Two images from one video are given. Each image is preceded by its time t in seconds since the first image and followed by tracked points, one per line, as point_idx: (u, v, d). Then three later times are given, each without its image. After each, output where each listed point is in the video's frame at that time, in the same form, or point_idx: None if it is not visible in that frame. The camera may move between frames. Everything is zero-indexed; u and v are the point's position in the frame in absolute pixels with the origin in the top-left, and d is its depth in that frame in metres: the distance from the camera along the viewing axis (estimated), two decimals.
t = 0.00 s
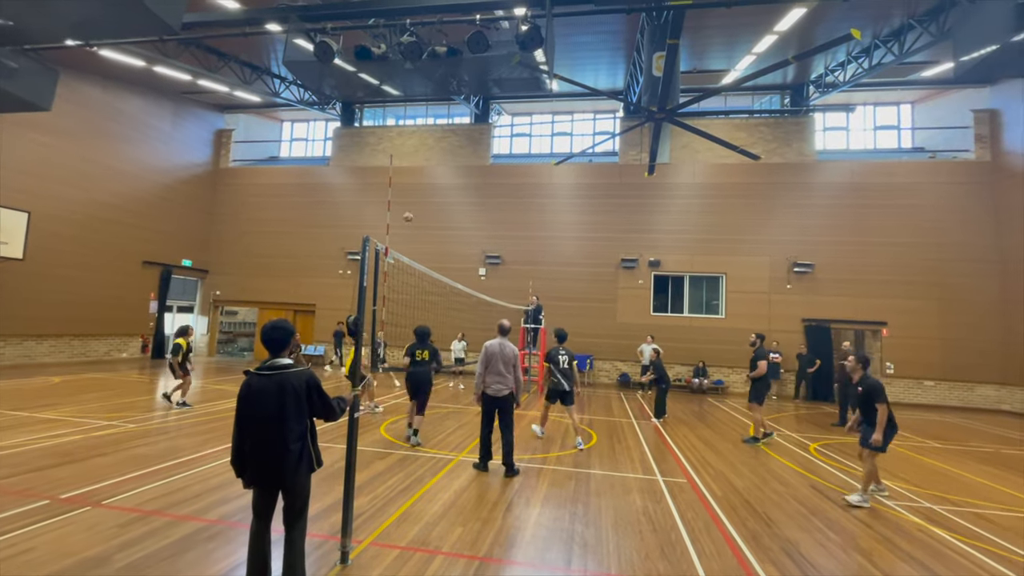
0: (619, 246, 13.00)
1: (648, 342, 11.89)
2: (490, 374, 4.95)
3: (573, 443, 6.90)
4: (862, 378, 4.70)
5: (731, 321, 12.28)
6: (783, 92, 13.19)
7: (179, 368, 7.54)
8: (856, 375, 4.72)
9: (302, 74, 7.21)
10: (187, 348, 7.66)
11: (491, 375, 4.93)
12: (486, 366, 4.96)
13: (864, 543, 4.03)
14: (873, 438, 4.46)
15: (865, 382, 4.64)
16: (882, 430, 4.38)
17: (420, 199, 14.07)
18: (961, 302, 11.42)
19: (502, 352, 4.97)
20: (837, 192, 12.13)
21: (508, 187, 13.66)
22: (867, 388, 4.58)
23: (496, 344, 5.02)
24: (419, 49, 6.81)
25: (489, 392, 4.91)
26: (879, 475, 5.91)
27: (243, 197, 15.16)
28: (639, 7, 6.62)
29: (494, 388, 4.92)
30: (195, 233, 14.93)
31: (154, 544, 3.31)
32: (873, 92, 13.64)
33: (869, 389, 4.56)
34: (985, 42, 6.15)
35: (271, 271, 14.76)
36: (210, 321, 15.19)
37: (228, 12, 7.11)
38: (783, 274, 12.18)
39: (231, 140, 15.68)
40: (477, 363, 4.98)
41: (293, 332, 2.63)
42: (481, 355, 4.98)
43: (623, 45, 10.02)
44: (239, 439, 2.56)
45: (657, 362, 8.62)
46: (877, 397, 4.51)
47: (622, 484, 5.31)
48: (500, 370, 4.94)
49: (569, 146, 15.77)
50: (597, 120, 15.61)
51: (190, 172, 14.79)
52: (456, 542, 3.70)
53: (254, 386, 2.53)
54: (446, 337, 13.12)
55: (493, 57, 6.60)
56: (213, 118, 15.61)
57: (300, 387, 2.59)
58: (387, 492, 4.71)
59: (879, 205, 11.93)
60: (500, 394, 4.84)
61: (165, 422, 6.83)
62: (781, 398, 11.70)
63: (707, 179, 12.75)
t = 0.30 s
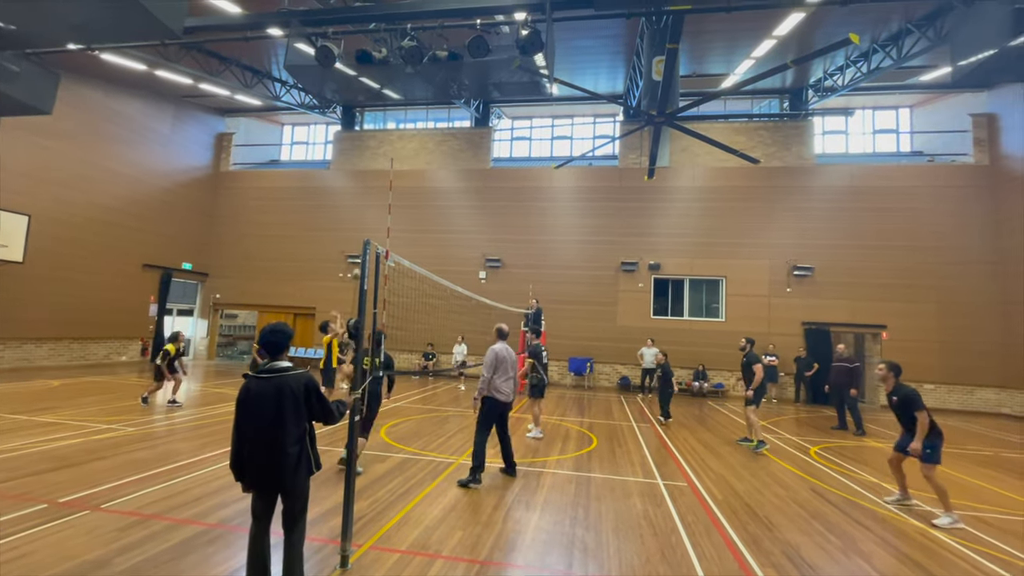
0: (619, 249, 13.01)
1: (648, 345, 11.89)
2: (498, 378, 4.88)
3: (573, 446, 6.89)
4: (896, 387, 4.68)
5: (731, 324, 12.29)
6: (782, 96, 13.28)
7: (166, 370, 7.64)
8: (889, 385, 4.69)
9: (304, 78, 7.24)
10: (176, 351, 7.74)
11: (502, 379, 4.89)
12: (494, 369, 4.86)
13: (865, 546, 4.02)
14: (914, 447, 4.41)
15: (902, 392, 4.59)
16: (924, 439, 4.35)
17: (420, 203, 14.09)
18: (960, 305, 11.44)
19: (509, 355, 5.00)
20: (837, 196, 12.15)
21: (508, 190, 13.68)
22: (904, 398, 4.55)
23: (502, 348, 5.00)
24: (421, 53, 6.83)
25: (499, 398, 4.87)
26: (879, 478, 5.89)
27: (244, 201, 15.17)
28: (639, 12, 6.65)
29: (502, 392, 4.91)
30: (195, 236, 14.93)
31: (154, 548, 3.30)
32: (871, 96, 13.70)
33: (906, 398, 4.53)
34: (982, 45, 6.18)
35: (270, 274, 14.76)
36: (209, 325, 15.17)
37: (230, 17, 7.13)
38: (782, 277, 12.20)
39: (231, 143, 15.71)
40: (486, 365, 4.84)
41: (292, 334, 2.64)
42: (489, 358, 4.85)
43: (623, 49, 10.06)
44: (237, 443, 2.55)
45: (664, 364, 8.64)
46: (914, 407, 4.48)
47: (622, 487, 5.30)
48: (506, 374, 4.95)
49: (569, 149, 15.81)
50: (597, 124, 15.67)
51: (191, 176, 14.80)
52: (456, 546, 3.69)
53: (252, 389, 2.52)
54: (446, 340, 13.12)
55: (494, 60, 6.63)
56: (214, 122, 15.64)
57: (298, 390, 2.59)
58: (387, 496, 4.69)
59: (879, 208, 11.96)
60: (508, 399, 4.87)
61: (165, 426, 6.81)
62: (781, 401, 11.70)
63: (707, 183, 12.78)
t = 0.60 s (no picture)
0: (599, 253, 13.13)
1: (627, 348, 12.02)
2: (459, 384, 4.86)
3: (554, 450, 6.91)
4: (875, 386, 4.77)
5: (708, 327, 12.51)
6: (756, 105, 13.62)
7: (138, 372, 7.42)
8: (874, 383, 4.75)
9: (281, 80, 7.13)
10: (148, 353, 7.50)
11: (464, 385, 4.83)
12: (455, 374, 4.89)
13: (837, 544, 4.12)
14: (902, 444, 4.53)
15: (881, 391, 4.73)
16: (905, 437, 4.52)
17: (400, 206, 13.98)
18: (925, 308, 11.88)
19: (473, 361, 4.92)
20: (809, 202, 12.50)
21: (488, 194, 13.69)
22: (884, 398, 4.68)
23: (467, 354, 4.99)
24: (401, 56, 6.79)
25: (460, 403, 4.80)
26: (850, 477, 6.06)
27: (218, 202, 14.83)
28: (618, 20, 6.73)
29: (466, 398, 4.82)
30: (167, 238, 14.53)
31: (121, 562, 3.18)
32: (840, 106, 14.16)
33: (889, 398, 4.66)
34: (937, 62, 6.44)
35: (246, 278, 14.45)
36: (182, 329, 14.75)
37: (203, 16, 6.98)
38: (757, 280, 12.49)
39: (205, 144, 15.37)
40: (448, 371, 4.94)
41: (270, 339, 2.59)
42: (451, 364, 4.94)
43: (602, 56, 10.20)
44: (212, 450, 2.49)
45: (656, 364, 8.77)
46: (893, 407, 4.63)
47: (602, 490, 5.33)
48: (469, 380, 4.85)
49: (549, 154, 15.94)
50: (576, 129, 15.83)
51: (163, 176, 14.41)
52: (436, 552, 3.65)
53: (227, 395, 2.47)
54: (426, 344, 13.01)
55: (475, 65, 6.63)
56: (187, 121, 15.27)
57: (274, 395, 2.52)
58: (365, 503, 4.63)
59: (848, 214, 12.34)
60: (468, 404, 4.73)
61: (134, 434, 6.59)
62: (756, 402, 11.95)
63: (684, 188, 13.01)
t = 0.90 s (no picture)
0: (562, 255, 13.27)
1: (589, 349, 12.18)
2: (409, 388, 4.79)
3: (517, 452, 6.91)
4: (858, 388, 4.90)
5: (667, 328, 12.84)
6: (711, 113, 14.11)
7: (90, 382, 6.88)
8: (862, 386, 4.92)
9: (230, 73, 6.82)
10: (103, 360, 6.98)
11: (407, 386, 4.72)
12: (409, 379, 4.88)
13: (788, 535, 4.29)
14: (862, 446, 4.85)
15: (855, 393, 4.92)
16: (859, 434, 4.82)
17: (360, 207, 13.68)
18: (866, 308, 12.63)
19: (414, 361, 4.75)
20: (760, 207, 13.05)
21: (451, 196, 13.59)
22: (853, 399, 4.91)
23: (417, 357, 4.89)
24: (360, 52, 6.64)
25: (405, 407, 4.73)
26: (799, 470, 6.35)
27: (166, 200, 14.08)
28: (579, 25, 6.82)
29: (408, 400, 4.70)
30: (108, 237, 13.65)
31: None
32: (788, 116, 14.85)
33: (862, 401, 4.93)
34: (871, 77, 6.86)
35: (198, 280, 13.80)
36: (126, 334, 13.88)
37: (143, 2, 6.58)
38: (712, 282, 12.93)
39: (150, 138, 14.56)
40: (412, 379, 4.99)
41: (221, 346, 2.46)
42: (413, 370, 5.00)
43: (564, 61, 10.32)
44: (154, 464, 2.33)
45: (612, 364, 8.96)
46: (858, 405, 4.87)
47: (565, 491, 5.36)
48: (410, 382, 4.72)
49: (512, 156, 16.00)
50: (539, 132, 15.97)
51: (104, 172, 13.54)
52: (397, 560, 3.58)
53: (170, 404, 2.32)
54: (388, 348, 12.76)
55: (437, 64, 6.58)
56: (131, 114, 14.41)
57: (221, 404, 2.37)
58: (323, 512, 4.48)
59: (797, 219, 12.96)
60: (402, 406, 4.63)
61: (65, 448, 6.12)
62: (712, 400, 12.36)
63: (643, 192, 13.32)
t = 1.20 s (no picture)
0: (519, 257, 13.33)
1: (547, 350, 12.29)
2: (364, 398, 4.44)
3: (475, 455, 6.87)
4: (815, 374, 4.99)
5: (622, 328, 13.13)
6: (663, 119, 14.56)
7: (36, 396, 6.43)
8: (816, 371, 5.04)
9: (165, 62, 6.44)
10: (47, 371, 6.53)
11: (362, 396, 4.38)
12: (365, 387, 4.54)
13: (736, 527, 4.45)
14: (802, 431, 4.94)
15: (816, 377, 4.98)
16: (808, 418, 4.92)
17: (313, 206, 13.25)
18: (806, 308, 13.37)
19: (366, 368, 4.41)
20: (710, 211, 13.57)
21: (408, 196, 13.38)
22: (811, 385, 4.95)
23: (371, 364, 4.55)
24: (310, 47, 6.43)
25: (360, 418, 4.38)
26: (747, 464, 6.62)
27: (99, 197, 13.15)
28: (536, 29, 6.89)
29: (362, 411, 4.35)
30: (31, 236, 12.58)
31: None
32: (735, 125, 15.54)
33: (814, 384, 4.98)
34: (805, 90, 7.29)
35: (137, 282, 12.97)
36: (53, 341, 12.80)
37: None
38: (665, 284, 13.34)
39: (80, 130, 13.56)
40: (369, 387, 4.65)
41: (161, 351, 2.26)
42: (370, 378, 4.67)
43: (520, 63, 10.39)
44: (82, 479, 2.12)
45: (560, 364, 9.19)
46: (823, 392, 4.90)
47: (522, 492, 5.36)
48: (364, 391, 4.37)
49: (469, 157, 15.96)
50: (497, 134, 16.00)
51: (26, 165, 12.48)
52: (349, 570, 3.47)
53: (101, 416, 2.10)
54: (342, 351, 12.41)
55: (391, 61, 6.47)
56: (58, 104, 13.38)
57: (160, 416, 2.15)
58: (271, 524, 4.29)
59: (744, 223, 13.56)
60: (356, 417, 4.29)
61: None
62: (665, 398, 12.74)
63: (599, 196, 13.57)
